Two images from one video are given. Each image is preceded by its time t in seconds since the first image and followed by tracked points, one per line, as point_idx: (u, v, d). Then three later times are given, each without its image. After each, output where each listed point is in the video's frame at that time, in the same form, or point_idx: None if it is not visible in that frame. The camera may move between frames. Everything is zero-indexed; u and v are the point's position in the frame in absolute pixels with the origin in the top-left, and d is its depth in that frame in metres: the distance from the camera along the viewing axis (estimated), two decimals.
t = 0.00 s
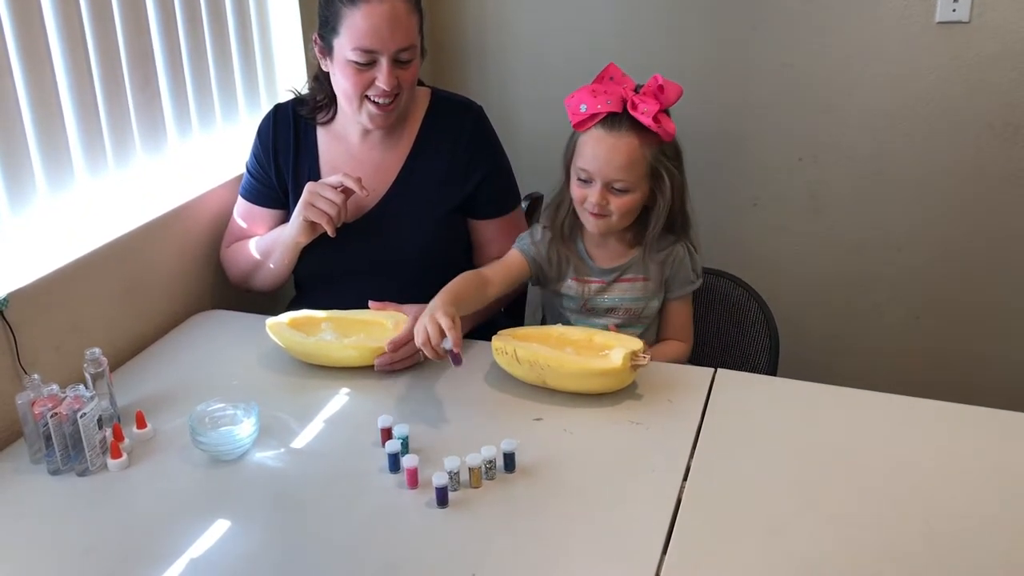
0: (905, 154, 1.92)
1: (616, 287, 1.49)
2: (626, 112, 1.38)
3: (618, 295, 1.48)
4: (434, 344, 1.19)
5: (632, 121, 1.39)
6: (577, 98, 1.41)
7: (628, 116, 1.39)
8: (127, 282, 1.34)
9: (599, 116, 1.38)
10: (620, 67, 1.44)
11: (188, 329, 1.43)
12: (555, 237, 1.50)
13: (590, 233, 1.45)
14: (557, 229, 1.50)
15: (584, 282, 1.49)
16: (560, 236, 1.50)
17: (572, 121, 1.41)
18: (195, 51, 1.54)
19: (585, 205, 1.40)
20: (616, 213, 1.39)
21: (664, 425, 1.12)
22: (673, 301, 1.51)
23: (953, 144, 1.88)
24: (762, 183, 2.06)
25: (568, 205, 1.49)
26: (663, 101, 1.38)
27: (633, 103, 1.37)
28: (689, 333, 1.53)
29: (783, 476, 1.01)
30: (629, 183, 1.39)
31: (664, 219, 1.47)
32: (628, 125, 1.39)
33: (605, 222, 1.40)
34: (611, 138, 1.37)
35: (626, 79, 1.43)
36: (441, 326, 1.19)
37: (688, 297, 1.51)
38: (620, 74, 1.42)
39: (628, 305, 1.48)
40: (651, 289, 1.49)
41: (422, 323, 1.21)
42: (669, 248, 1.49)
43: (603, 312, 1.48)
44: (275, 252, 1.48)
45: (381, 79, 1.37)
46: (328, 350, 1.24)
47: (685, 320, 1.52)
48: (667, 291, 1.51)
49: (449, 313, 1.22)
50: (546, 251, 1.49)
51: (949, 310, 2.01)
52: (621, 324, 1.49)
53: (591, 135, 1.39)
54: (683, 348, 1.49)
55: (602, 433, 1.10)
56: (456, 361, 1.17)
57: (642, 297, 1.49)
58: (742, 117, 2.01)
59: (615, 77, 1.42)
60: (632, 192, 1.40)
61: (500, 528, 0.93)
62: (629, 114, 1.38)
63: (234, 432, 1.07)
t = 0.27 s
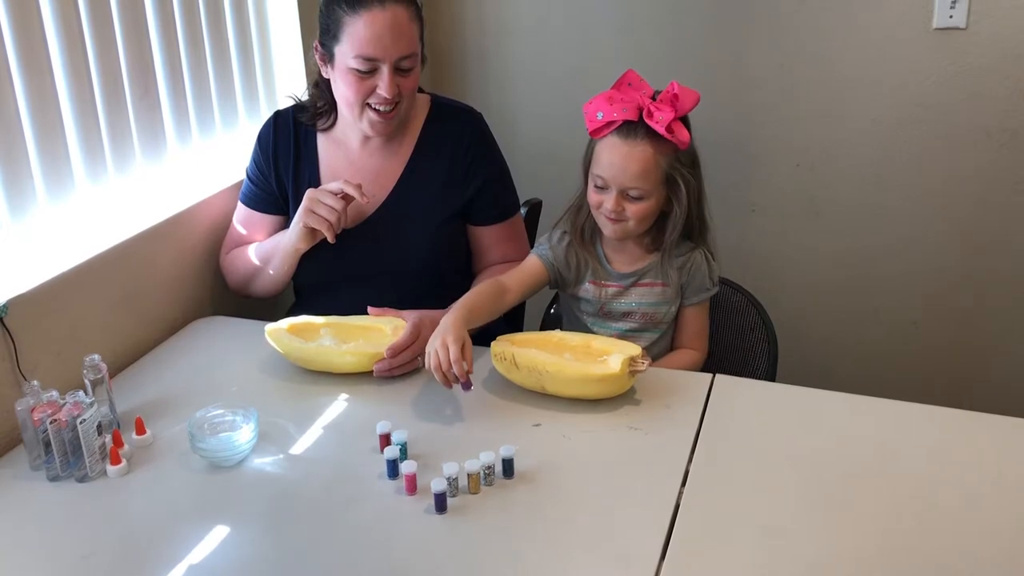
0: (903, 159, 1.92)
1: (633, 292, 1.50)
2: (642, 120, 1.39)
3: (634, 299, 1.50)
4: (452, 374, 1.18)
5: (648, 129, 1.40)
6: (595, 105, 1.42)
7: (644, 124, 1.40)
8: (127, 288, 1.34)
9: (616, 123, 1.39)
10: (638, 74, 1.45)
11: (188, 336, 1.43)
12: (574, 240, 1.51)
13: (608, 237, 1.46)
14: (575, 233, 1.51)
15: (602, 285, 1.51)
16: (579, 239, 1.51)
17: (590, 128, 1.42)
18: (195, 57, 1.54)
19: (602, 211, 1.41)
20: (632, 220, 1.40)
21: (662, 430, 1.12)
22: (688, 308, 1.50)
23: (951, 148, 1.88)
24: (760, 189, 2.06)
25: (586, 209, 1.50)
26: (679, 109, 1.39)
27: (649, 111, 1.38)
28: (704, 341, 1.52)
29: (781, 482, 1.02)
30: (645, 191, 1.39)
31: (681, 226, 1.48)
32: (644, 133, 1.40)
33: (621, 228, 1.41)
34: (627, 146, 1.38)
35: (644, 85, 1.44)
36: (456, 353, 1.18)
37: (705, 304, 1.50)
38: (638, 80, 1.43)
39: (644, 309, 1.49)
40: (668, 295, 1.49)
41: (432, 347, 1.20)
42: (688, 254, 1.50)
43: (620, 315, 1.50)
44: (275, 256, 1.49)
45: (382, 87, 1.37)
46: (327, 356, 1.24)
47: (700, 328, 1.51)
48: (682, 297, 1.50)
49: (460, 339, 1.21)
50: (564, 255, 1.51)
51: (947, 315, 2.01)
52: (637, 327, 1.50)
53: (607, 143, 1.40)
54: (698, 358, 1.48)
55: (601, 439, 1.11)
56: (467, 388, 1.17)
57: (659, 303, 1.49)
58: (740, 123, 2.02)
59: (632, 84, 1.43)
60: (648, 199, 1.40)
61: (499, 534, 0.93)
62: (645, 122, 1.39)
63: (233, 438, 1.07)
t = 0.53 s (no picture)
0: (901, 170, 1.93)
1: (638, 304, 1.50)
2: (648, 132, 1.41)
3: (639, 311, 1.50)
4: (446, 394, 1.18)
5: (654, 142, 1.41)
6: (603, 117, 1.44)
7: (650, 137, 1.41)
8: (125, 298, 1.35)
9: (623, 136, 1.41)
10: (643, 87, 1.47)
11: (186, 345, 1.44)
12: (581, 250, 1.53)
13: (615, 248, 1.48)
14: (583, 243, 1.53)
15: (607, 295, 1.52)
16: (586, 249, 1.53)
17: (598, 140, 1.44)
18: (194, 68, 1.55)
19: (608, 221, 1.43)
20: (638, 231, 1.41)
21: (660, 440, 1.13)
22: (693, 322, 1.50)
23: (947, 159, 1.89)
24: (758, 199, 2.07)
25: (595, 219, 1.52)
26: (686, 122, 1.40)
27: (656, 124, 1.39)
28: (707, 353, 1.52)
29: (777, 492, 1.02)
30: (650, 203, 1.41)
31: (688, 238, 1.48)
32: (650, 146, 1.41)
33: (627, 239, 1.43)
34: (632, 159, 1.40)
35: (653, 97, 1.45)
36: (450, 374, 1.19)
37: (709, 318, 1.50)
38: (647, 92, 1.44)
39: (648, 321, 1.49)
40: (673, 308, 1.49)
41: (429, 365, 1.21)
42: (696, 269, 1.49)
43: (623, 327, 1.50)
44: (274, 263, 1.49)
45: (383, 99, 1.38)
46: (325, 365, 1.24)
47: (704, 340, 1.51)
48: (687, 310, 1.50)
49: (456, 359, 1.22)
50: (570, 264, 1.52)
51: (945, 325, 2.02)
52: (641, 339, 1.50)
53: (613, 155, 1.42)
54: (699, 368, 1.49)
55: (599, 449, 1.11)
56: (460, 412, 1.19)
57: (664, 316, 1.49)
58: (738, 134, 2.03)
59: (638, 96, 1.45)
60: (654, 211, 1.42)
61: (496, 545, 0.93)
62: (651, 135, 1.41)
63: (230, 448, 1.07)
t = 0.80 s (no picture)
0: (899, 179, 1.94)
1: (640, 313, 1.50)
2: (647, 139, 1.42)
3: (641, 321, 1.50)
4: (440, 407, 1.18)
5: (652, 149, 1.42)
6: (604, 124, 1.46)
7: (649, 143, 1.42)
8: (124, 306, 1.34)
9: (622, 142, 1.42)
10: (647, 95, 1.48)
11: (184, 353, 1.43)
12: (582, 259, 1.53)
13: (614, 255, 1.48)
14: (585, 252, 1.53)
15: (609, 305, 1.51)
16: (588, 258, 1.53)
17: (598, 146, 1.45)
18: (194, 76, 1.55)
19: (606, 227, 1.44)
20: (636, 238, 1.42)
21: (659, 450, 1.12)
22: (695, 331, 1.50)
23: (946, 168, 1.89)
24: (757, 208, 2.07)
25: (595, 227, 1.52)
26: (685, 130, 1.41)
27: (655, 131, 1.41)
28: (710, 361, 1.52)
29: (777, 501, 1.01)
30: (647, 210, 1.41)
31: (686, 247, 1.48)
32: (649, 153, 1.42)
33: (626, 246, 1.43)
34: (630, 165, 1.41)
35: (655, 106, 1.46)
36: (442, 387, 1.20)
37: (711, 327, 1.50)
38: (649, 101, 1.46)
39: (651, 331, 1.49)
40: (675, 317, 1.49)
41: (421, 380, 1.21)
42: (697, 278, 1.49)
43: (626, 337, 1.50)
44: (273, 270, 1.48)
45: (384, 109, 1.38)
46: (323, 374, 1.24)
47: (707, 349, 1.52)
48: (689, 320, 1.50)
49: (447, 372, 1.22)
50: (571, 273, 1.52)
51: (944, 334, 2.02)
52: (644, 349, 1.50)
53: (612, 161, 1.43)
54: (703, 375, 1.49)
55: (597, 458, 1.10)
56: (450, 424, 1.18)
57: (666, 325, 1.49)
58: (736, 143, 2.03)
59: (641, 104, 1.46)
60: (652, 218, 1.42)
61: (496, 554, 0.93)
62: (650, 141, 1.41)
63: (228, 457, 1.06)
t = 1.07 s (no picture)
0: (899, 185, 1.94)
1: (639, 321, 1.49)
2: (638, 143, 1.43)
3: (641, 329, 1.49)
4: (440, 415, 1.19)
5: (642, 153, 1.43)
6: (597, 130, 1.48)
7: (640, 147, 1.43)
8: (123, 312, 1.34)
9: (613, 146, 1.44)
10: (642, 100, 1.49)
11: (184, 360, 1.43)
12: (582, 266, 1.53)
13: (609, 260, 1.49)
14: (583, 258, 1.53)
15: (609, 313, 1.51)
16: (587, 265, 1.53)
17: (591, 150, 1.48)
18: (194, 83, 1.55)
19: (597, 231, 1.46)
20: (627, 241, 1.43)
21: (659, 457, 1.12)
22: (695, 338, 1.50)
23: (946, 174, 1.89)
24: (756, 214, 2.07)
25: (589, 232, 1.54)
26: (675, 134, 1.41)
27: (645, 135, 1.42)
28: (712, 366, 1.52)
29: (778, 509, 1.01)
30: (637, 212, 1.42)
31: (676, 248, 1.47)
32: (639, 156, 1.43)
33: (618, 249, 1.44)
34: (619, 168, 1.43)
35: (650, 112, 1.47)
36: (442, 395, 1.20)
37: (712, 333, 1.50)
38: (643, 106, 1.46)
39: (651, 338, 1.49)
40: (674, 324, 1.49)
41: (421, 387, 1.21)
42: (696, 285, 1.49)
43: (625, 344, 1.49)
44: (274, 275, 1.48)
45: (383, 117, 1.38)
46: (323, 381, 1.24)
47: (708, 355, 1.51)
48: (689, 326, 1.50)
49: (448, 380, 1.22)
50: (570, 280, 1.52)
51: (944, 340, 2.02)
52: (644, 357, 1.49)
53: (602, 165, 1.45)
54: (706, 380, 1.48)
55: (598, 466, 1.10)
56: (449, 432, 1.18)
57: (666, 333, 1.49)
58: (736, 149, 2.03)
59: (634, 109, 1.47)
60: (641, 220, 1.43)
61: (496, 562, 0.92)
62: (640, 144, 1.43)
63: (228, 464, 1.06)
